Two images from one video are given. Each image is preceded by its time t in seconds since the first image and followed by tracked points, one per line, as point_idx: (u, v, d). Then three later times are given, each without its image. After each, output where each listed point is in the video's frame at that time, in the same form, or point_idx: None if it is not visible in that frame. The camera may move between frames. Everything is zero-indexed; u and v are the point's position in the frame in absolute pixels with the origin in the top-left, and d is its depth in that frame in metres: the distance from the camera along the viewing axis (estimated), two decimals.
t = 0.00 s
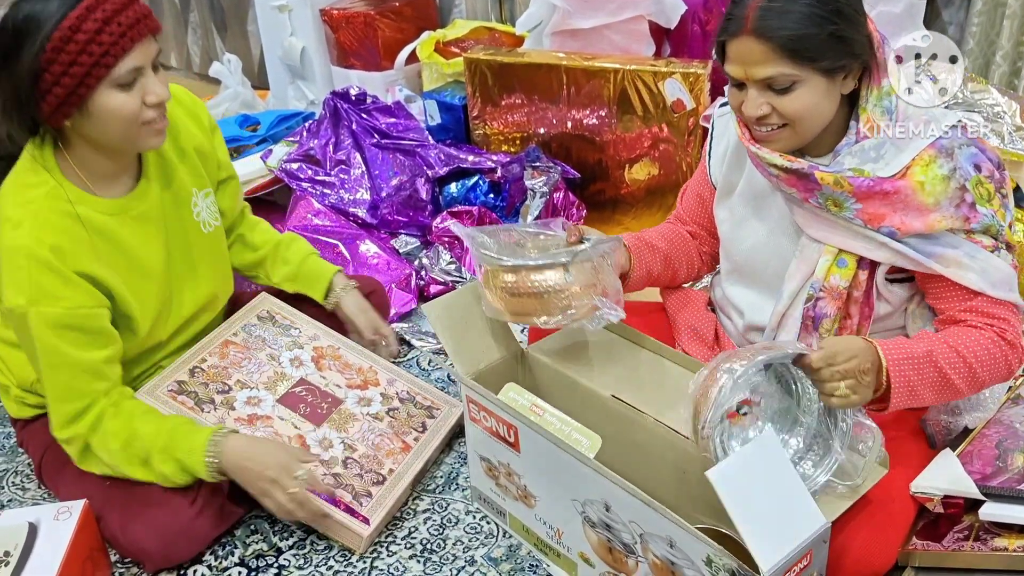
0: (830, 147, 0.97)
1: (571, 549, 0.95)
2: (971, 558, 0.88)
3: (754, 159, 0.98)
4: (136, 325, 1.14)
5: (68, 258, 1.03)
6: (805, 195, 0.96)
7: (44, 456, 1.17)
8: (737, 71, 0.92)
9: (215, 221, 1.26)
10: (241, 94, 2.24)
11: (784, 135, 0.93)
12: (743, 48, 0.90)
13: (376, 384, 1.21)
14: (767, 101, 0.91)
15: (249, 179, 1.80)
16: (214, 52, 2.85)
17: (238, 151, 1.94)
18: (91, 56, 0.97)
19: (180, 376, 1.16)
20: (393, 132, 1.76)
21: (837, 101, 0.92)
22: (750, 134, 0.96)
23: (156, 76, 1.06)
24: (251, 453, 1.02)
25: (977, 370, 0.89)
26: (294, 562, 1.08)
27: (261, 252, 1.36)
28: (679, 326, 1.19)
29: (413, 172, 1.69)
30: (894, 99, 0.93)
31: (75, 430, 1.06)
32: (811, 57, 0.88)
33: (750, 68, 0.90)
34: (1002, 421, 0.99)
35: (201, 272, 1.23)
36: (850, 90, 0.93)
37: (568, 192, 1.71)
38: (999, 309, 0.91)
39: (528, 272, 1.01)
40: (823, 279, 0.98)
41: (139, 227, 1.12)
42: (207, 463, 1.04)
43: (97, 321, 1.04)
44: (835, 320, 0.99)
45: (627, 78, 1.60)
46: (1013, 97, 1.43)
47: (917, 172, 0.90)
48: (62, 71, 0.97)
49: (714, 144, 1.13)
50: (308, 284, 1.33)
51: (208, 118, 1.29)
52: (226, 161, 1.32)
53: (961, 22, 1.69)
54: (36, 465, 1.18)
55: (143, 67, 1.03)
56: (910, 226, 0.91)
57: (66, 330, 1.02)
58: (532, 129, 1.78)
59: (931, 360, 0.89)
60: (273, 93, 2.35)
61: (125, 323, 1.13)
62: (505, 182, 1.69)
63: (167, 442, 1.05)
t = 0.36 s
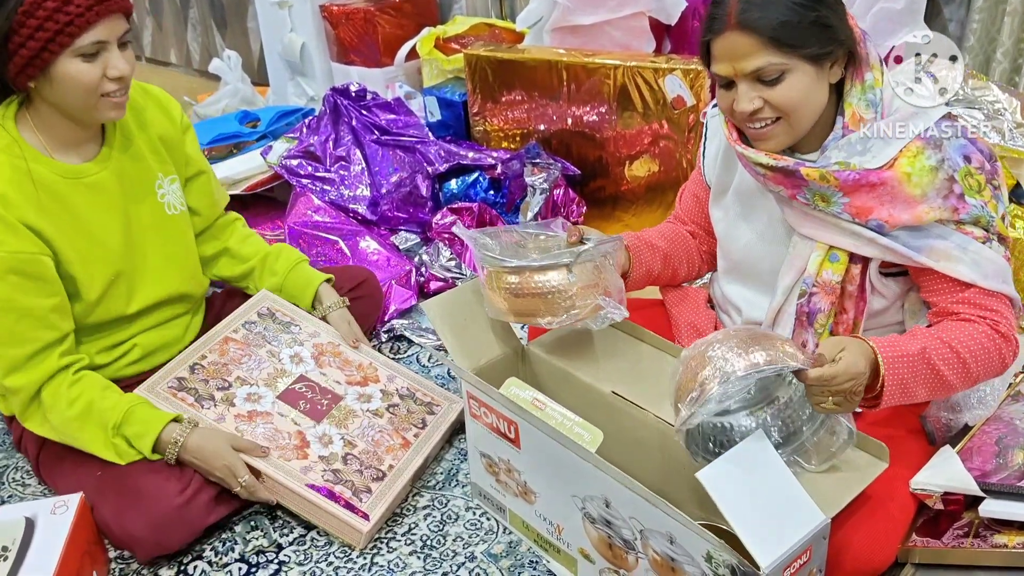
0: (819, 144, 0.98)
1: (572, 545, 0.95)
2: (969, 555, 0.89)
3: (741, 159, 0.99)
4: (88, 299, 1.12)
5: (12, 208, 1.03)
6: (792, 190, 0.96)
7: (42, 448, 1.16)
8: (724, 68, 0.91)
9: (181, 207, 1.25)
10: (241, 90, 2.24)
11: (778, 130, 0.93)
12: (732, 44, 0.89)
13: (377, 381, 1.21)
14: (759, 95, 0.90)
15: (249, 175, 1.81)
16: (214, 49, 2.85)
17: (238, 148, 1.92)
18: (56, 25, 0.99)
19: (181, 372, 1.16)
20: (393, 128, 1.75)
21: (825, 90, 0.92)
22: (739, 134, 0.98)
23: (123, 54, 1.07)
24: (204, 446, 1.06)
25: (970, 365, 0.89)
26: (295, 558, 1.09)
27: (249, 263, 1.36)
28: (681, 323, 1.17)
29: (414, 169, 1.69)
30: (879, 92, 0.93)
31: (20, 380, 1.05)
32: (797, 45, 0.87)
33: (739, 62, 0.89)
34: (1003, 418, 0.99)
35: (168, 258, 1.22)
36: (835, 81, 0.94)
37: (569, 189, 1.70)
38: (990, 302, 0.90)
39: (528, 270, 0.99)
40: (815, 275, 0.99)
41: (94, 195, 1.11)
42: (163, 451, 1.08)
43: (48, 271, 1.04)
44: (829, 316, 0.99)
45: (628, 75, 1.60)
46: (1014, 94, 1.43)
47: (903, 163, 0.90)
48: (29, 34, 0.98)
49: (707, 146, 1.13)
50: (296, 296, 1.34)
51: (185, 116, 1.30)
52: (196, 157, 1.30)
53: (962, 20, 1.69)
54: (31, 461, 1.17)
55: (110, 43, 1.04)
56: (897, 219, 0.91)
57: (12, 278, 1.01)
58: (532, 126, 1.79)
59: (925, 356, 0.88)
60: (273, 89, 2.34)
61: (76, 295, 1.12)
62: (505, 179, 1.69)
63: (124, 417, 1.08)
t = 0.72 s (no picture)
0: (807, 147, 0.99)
1: (572, 545, 0.96)
2: (971, 555, 0.89)
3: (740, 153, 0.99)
4: (76, 286, 1.12)
5: None
6: (782, 190, 0.97)
7: (43, 446, 1.17)
8: (734, 28, 0.93)
9: (166, 194, 1.25)
10: (244, 91, 2.25)
11: (771, 107, 0.93)
12: (745, 4, 0.91)
13: (379, 381, 1.22)
14: (761, 61, 0.91)
15: (252, 176, 1.82)
16: (216, 49, 2.86)
17: (241, 148, 1.92)
18: (37, 16, 1.00)
19: (183, 372, 1.17)
20: (395, 129, 1.75)
21: (823, 84, 0.93)
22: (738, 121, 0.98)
23: (105, 51, 1.08)
24: (206, 445, 1.06)
25: (956, 355, 0.89)
26: (297, 557, 1.09)
27: (240, 263, 1.35)
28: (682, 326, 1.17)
29: (416, 170, 1.69)
30: (872, 96, 0.94)
31: (28, 349, 1.05)
32: (806, 15, 0.89)
33: (748, 22, 0.91)
34: (1003, 420, 0.99)
35: (157, 249, 1.22)
36: (836, 82, 0.95)
37: (571, 190, 1.69)
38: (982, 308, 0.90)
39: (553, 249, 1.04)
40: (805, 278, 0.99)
41: (80, 179, 1.11)
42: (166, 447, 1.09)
43: (40, 242, 1.04)
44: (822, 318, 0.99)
45: (629, 76, 1.61)
46: (1015, 96, 1.43)
47: (892, 171, 0.91)
48: (11, 23, 1.00)
49: (703, 149, 1.14)
50: (293, 296, 1.35)
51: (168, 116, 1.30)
52: (177, 150, 1.30)
53: (963, 21, 1.69)
54: (33, 460, 1.18)
55: (90, 38, 1.05)
56: (884, 225, 0.92)
57: None
58: (534, 127, 1.79)
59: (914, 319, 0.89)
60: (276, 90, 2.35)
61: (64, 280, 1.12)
62: (507, 180, 1.68)
63: (130, 409, 1.08)
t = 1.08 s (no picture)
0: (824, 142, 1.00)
1: (575, 552, 0.96)
2: (972, 562, 0.88)
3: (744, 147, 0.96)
4: (78, 293, 1.13)
5: None
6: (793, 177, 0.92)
7: (46, 451, 1.17)
8: (746, 29, 0.94)
9: (169, 203, 1.25)
10: (247, 97, 2.25)
11: (785, 103, 0.94)
12: (756, 4, 0.92)
13: (381, 387, 1.22)
14: (773, 61, 0.92)
15: (254, 182, 1.82)
16: (220, 55, 2.86)
17: (243, 154, 1.93)
18: (30, 24, 1.00)
19: (186, 379, 1.17)
20: (398, 136, 1.76)
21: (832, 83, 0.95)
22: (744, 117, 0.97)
23: (103, 57, 1.08)
24: (207, 451, 1.07)
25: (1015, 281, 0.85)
26: (300, 563, 1.09)
27: (243, 270, 1.35)
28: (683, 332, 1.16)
29: (418, 176, 1.70)
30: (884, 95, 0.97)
31: (26, 357, 1.05)
32: (819, 13, 0.90)
33: (760, 22, 0.92)
34: (1006, 426, 0.99)
35: (160, 256, 1.23)
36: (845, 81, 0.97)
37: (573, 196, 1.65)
38: None
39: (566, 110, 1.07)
40: (821, 272, 0.95)
41: (83, 186, 1.12)
42: (166, 452, 1.09)
43: (41, 248, 1.05)
44: (835, 312, 0.97)
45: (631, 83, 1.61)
46: (1016, 102, 1.44)
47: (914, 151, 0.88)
48: (6, 33, 1.00)
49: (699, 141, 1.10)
50: (292, 303, 1.35)
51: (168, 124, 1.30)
52: (180, 158, 1.30)
53: (964, 27, 1.70)
54: (36, 466, 1.18)
55: (86, 45, 1.05)
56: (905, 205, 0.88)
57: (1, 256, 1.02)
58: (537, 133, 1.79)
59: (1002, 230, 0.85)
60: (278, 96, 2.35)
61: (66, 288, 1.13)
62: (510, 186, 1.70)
63: (131, 415, 1.08)
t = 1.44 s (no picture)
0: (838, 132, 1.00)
1: (573, 552, 0.95)
2: (972, 562, 0.86)
3: (759, 138, 0.99)
4: (79, 298, 1.12)
5: None
6: (815, 169, 0.95)
7: (44, 452, 1.16)
8: (761, 22, 0.94)
9: (172, 206, 1.25)
10: (245, 97, 2.25)
11: (803, 92, 0.94)
12: None
13: (379, 388, 1.22)
14: (791, 52, 0.93)
15: (252, 182, 1.81)
16: (218, 55, 2.86)
17: (242, 154, 1.92)
18: (31, 32, 0.99)
19: (184, 380, 1.17)
20: (397, 135, 1.76)
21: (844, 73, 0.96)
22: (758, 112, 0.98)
23: (106, 59, 1.07)
24: (205, 453, 1.06)
25: None
26: (297, 565, 1.09)
27: (242, 272, 1.35)
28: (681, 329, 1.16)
29: (417, 176, 1.70)
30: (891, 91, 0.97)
31: (27, 364, 1.05)
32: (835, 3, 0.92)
33: (775, 14, 0.93)
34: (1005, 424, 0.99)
35: (160, 258, 1.22)
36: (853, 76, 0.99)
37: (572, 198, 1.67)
38: None
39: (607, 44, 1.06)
40: (841, 264, 0.97)
41: (85, 192, 1.11)
42: (164, 454, 1.08)
43: (42, 254, 1.04)
44: (853, 306, 0.98)
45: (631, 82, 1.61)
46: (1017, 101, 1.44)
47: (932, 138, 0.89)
48: (8, 41, 1.00)
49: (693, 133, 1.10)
50: (291, 303, 1.34)
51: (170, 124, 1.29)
52: (183, 160, 1.30)
53: (963, 26, 1.69)
54: (34, 468, 1.18)
55: (89, 49, 1.04)
56: (923, 194, 0.90)
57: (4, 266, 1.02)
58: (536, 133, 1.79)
59: None
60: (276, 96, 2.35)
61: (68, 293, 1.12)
62: (508, 186, 1.69)
63: (129, 418, 1.08)
